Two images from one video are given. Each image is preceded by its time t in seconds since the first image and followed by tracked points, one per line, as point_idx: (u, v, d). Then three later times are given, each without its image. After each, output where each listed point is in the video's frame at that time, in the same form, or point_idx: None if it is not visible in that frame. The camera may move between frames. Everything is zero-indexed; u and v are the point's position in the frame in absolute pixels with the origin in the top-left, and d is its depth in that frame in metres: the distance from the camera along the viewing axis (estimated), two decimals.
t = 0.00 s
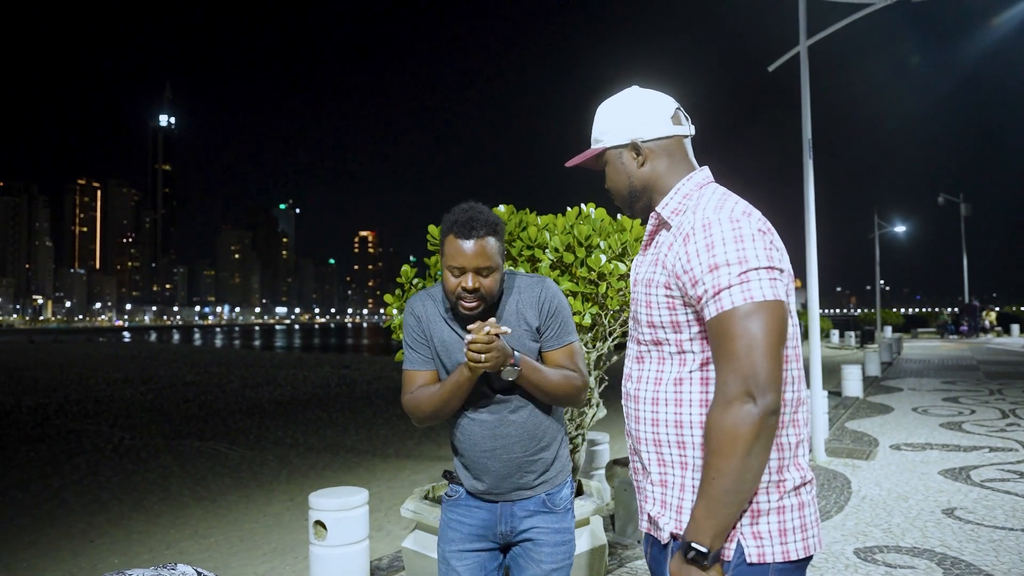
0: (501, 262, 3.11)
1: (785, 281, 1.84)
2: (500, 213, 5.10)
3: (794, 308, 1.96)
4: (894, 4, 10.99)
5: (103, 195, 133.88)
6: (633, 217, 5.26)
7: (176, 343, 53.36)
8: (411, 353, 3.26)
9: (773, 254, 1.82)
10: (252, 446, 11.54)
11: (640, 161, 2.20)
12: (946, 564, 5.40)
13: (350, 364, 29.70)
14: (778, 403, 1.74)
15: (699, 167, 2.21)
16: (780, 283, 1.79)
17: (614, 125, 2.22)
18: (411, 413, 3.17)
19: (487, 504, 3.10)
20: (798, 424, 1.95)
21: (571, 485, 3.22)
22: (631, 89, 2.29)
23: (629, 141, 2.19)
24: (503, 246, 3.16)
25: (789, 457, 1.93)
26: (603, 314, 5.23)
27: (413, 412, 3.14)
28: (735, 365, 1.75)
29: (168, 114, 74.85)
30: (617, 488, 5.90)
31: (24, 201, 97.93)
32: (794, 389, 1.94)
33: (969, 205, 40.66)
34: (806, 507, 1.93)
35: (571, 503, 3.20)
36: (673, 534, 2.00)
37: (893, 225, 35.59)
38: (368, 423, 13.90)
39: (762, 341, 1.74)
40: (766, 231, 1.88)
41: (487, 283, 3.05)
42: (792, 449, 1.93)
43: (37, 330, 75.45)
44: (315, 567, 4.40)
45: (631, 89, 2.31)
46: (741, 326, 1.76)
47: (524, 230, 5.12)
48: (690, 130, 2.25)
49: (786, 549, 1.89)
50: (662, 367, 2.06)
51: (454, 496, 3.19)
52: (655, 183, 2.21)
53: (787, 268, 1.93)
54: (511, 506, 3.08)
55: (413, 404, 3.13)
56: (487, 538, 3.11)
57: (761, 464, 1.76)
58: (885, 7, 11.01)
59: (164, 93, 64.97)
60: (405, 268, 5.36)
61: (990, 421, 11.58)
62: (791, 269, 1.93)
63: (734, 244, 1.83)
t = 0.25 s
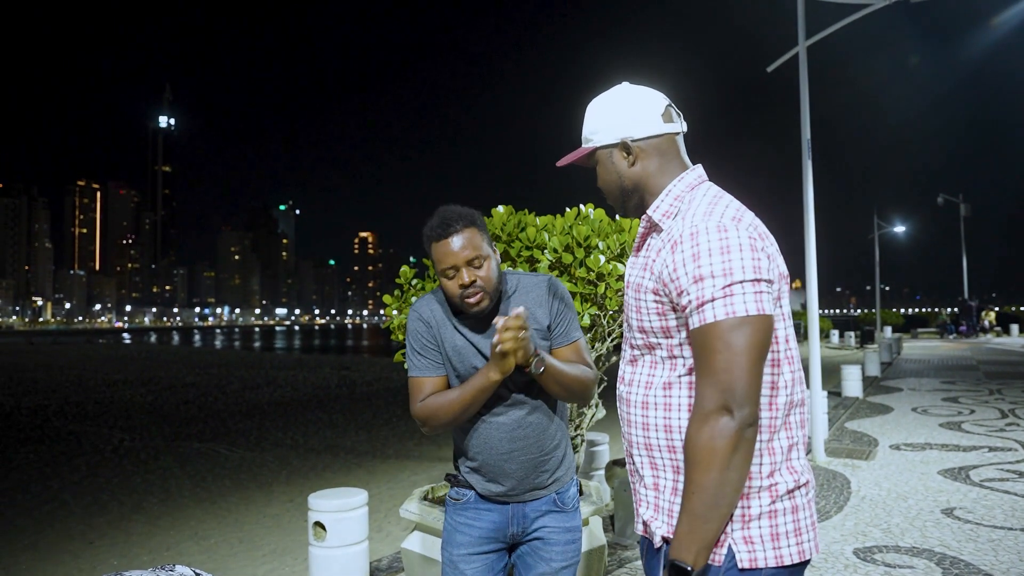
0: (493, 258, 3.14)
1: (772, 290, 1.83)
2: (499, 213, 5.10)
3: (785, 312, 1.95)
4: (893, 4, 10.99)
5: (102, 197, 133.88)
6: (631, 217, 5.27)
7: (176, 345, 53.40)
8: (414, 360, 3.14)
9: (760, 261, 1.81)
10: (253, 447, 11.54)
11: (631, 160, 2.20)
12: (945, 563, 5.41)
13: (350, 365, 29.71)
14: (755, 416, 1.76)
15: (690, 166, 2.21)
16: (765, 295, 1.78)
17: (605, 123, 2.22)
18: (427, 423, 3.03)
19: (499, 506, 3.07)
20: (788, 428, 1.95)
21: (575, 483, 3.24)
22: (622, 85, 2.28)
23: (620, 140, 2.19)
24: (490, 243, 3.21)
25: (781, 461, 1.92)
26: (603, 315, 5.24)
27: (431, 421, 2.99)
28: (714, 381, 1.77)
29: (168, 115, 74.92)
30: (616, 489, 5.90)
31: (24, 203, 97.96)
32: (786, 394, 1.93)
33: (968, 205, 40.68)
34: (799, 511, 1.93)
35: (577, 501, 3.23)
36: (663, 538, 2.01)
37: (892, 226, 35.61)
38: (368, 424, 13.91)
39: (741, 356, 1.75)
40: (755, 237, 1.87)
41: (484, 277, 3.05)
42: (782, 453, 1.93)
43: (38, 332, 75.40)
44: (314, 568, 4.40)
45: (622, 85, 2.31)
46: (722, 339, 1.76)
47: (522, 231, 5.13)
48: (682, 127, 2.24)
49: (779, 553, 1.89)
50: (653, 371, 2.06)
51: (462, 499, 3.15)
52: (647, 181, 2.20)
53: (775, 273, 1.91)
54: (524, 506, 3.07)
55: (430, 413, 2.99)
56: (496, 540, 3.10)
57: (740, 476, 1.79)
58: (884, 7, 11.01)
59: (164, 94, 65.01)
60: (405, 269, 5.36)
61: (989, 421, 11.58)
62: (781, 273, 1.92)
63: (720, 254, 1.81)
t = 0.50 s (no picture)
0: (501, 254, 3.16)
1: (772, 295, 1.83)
2: (498, 214, 5.10)
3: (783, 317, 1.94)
4: (893, 5, 10.99)
5: (102, 197, 133.87)
6: (630, 218, 5.27)
7: (175, 345, 53.42)
8: (416, 349, 3.15)
9: (762, 267, 1.80)
10: (253, 447, 11.55)
11: (634, 157, 2.20)
12: (945, 564, 5.41)
13: (350, 366, 29.72)
14: (750, 423, 1.76)
15: (695, 164, 2.21)
16: (766, 301, 1.78)
17: (608, 119, 2.22)
18: (423, 411, 3.00)
19: (497, 507, 3.07)
20: (784, 432, 1.94)
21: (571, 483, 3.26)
22: (626, 80, 2.28)
23: (623, 136, 2.19)
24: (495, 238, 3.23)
25: (776, 465, 1.92)
26: (602, 315, 5.25)
27: (428, 408, 2.98)
28: (710, 386, 1.76)
29: (168, 116, 74.94)
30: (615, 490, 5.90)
31: (24, 203, 97.98)
32: (782, 398, 1.92)
33: (968, 206, 40.68)
34: (794, 514, 1.93)
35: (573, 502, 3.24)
36: (656, 541, 2.01)
37: (892, 226, 35.62)
38: (368, 425, 13.90)
39: (739, 362, 1.75)
40: (757, 241, 1.86)
41: (496, 268, 3.06)
42: (778, 457, 1.93)
43: (37, 333, 75.38)
44: (314, 568, 4.41)
45: (626, 80, 2.31)
46: (720, 344, 1.76)
47: (522, 232, 5.13)
48: (686, 123, 2.24)
49: (772, 557, 1.89)
50: (649, 373, 2.06)
51: (458, 501, 3.14)
52: (650, 178, 2.21)
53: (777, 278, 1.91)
54: (522, 508, 3.07)
55: (429, 400, 2.97)
56: (493, 541, 3.10)
57: (735, 481, 1.78)
58: (884, 7, 11.02)
59: (164, 95, 65.06)
60: (405, 269, 5.37)
61: (989, 422, 11.58)
62: (782, 278, 1.92)
63: (721, 258, 1.81)
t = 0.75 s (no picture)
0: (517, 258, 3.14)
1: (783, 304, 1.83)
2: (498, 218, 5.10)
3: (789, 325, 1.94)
4: (894, 9, 11.00)
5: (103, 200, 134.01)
6: (631, 222, 5.27)
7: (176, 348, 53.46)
8: (423, 336, 3.20)
9: (775, 277, 1.81)
10: (253, 451, 11.54)
11: (639, 159, 2.20)
12: (946, 569, 5.40)
13: (350, 369, 29.72)
14: (758, 433, 1.76)
15: (702, 169, 2.21)
16: (778, 311, 1.78)
17: (614, 120, 2.22)
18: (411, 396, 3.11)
19: (486, 511, 3.07)
20: (785, 441, 1.94)
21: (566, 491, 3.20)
22: (632, 81, 2.28)
23: (629, 137, 2.19)
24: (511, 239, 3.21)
25: (778, 474, 1.92)
26: (602, 319, 5.25)
27: (415, 395, 3.08)
28: (718, 395, 1.76)
29: (169, 119, 75.05)
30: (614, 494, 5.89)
31: (26, 207, 98.11)
32: (784, 407, 1.92)
33: (969, 210, 40.66)
34: (793, 524, 1.93)
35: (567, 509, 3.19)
36: (653, 548, 2.00)
37: (893, 231, 35.63)
38: (368, 428, 13.89)
39: (748, 371, 1.75)
40: (769, 250, 1.87)
41: (511, 275, 3.05)
42: (779, 466, 1.92)
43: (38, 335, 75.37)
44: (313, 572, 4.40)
45: (632, 81, 2.30)
46: (728, 353, 1.76)
47: (522, 236, 5.14)
48: (693, 125, 2.24)
49: (771, 566, 1.88)
50: (649, 379, 2.06)
51: (450, 503, 3.15)
52: (656, 181, 2.21)
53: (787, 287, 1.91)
54: (511, 513, 3.05)
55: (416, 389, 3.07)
56: (485, 544, 3.09)
57: (739, 491, 1.78)
58: (885, 12, 11.03)
59: (166, 98, 65.18)
60: (405, 273, 5.37)
61: (990, 427, 11.57)
62: (791, 287, 1.92)
63: (733, 265, 1.81)
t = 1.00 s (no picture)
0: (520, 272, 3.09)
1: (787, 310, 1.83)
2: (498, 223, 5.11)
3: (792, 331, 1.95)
4: (894, 14, 11.02)
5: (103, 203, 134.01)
6: (630, 227, 5.27)
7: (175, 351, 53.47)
8: (428, 334, 3.31)
9: (779, 283, 1.81)
10: (251, 454, 11.52)
11: (641, 163, 2.21)
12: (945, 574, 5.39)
13: (349, 373, 29.70)
14: (762, 440, 1.76)
15: (704, 174, 2.22)
16: (782, 317, 1.78)
17: (615, 125, 2.22)
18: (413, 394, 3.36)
19: (476, 513, 3.04)
20: (788, 447, 1.94)
21: (563, 499, 3.10)
22: (634, 85, 2.29)
23: (630, 142, 2.20)
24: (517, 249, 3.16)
25: (781, 481, 1.92)
26: (601, 324, 5.24)
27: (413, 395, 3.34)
28: (721, 401, 1.76)
29: (170, 123, 75.16)
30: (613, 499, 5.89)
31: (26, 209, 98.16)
32: (787, 413, 1.92)
33: (968, 215, 40.69)
34: (796, 533, 1.92)
35: (563, 518, 3.09)
36: (655, 554, 2.00)
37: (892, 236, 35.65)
38: (366, 432, 13.88)
39: (751, 378, 1.75)
40: (773, 257, 1.86)
41: (507, 291, 3.00)
42: (783, 472, 1.92)
43: (37, 338, 75.28)
44: None
45: (632, 85, 2.31)
46: (732, 360, 1.76)
47: (522, 240, 5.14)
48: (694, 130, 2.25)
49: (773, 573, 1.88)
50: (651, 385, 2.06)
51: (446, 503, 3.16)
52: (657, 185, 2.22)
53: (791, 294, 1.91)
54: (500, 516, 2.99)
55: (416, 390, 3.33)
56: (478, 547, 3.06)
57: (742, 497, 1.78)
58: (885, 17, 11.05)
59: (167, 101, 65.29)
60: (404, 277, 5.37)
61: (989, 432, 11.56)
62: (795, 292, 1.92)
63: (738, 271, 1.81)
